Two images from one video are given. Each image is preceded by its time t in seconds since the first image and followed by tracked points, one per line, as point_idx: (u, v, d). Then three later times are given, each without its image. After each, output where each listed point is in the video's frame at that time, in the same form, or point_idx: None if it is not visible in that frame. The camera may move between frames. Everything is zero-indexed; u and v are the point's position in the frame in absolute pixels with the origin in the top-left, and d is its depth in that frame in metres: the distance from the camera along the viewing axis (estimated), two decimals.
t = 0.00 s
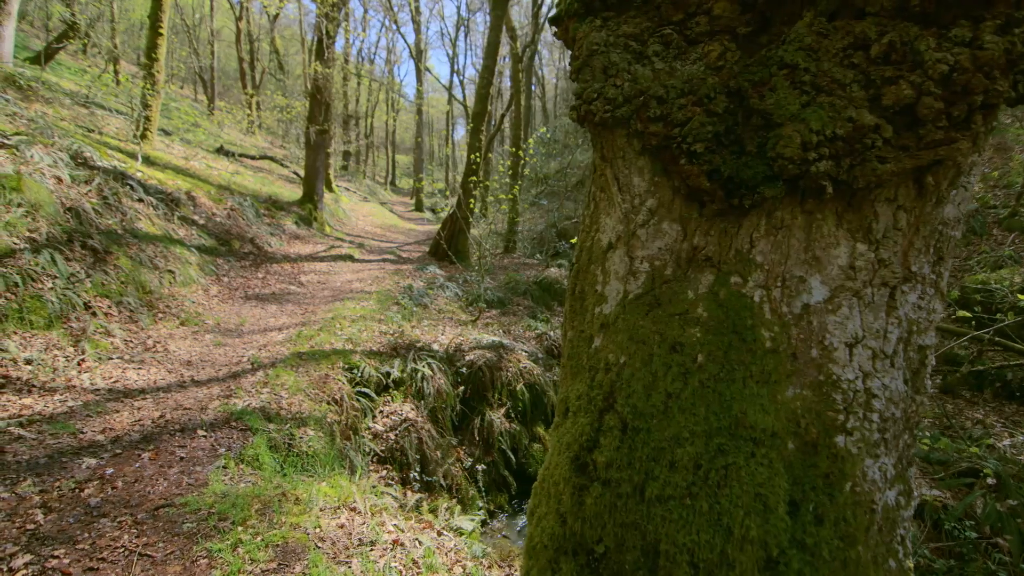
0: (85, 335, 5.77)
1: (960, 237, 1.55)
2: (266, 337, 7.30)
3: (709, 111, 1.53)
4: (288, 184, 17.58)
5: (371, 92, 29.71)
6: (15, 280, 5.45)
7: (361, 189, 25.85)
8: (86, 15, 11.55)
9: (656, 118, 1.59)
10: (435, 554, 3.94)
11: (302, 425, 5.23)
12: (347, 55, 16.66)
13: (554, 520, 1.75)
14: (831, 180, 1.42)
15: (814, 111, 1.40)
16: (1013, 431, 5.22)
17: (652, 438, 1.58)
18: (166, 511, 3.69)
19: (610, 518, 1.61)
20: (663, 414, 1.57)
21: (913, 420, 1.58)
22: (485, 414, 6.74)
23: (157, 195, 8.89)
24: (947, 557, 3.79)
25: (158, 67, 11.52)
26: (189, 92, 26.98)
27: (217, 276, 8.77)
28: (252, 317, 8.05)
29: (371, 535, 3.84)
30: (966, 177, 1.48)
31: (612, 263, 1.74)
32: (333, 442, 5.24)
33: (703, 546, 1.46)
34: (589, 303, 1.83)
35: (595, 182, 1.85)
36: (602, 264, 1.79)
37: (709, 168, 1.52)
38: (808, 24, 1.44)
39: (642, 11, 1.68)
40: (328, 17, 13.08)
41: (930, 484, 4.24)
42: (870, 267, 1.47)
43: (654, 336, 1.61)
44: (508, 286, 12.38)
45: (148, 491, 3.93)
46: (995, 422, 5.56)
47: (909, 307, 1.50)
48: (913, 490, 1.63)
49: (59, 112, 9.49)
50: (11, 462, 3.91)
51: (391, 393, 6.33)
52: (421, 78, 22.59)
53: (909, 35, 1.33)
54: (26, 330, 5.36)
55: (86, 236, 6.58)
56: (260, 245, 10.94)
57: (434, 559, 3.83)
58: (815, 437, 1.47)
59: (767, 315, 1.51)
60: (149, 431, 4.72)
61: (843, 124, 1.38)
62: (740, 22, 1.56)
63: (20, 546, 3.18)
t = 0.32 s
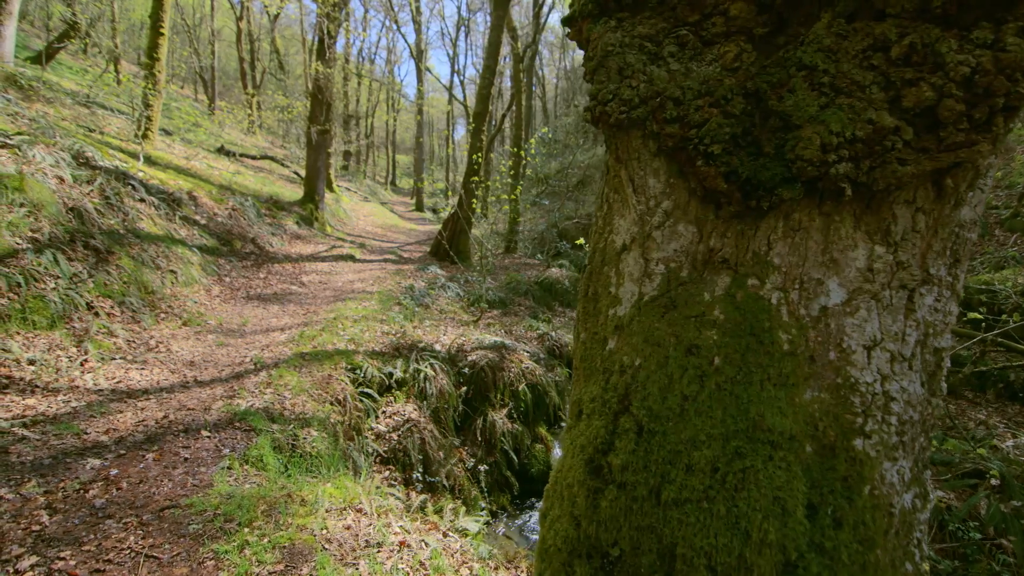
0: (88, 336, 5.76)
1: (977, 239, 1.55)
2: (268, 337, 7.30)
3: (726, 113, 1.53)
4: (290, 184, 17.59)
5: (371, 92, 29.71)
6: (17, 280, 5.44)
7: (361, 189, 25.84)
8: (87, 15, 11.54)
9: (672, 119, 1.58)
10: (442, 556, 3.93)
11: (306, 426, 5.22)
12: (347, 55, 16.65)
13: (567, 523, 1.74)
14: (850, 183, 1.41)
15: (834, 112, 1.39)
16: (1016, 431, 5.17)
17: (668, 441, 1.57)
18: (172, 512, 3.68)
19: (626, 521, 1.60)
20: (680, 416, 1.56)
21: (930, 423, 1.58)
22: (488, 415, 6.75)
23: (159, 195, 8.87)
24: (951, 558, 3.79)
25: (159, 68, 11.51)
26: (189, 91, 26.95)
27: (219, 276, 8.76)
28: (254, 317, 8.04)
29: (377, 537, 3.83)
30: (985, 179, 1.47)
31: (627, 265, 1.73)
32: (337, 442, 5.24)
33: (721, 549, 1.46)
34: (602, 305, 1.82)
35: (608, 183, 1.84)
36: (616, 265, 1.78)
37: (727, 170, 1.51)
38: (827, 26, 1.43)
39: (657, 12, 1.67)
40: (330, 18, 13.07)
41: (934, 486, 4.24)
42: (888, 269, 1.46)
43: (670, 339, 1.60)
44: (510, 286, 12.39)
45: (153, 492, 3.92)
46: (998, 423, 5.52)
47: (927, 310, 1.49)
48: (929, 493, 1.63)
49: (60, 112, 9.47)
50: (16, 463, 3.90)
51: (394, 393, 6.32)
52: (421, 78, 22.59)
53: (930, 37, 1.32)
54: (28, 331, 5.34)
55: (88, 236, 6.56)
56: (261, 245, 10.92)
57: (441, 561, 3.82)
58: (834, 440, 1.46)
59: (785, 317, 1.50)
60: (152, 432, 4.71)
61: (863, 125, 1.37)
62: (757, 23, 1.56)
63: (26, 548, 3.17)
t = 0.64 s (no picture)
0: (90, 336, 5.75)
1: (994, 241, 1.54)
2: (271, 337, 7.29)
3: (745, 114, 1.52)
4: (291, 184, 17.58)
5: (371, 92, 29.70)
6: (20, 280, 5.43)
7: (362, 189, 25.83)
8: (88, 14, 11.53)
9: (690, 121, 1.58)
10: (449, 557, 3.91)
11: (310, 426, 5.21)
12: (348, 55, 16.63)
13: (582, 526, 1.73)
14: (871, 185, 1.40)
15: (854, 114, 1.39)
16: (1019, 433, 5.08)
17: (686, 444, 1.56)
18: (178, 514, 3.67)
19: (643, 525, 1.59)
20: (697, 419, 1.55)
21: (949, 426, 1.57)
22: (490, 415, 6.74)
23: (161, 195, 8.86)
24: (956, 559, 3.78)
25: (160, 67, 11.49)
26: (189, 91, 26.97)
27: (221, 276, 8.75)
28: (257, 317, 8.04)
29: (385, 539, 3.81)
30: (1004, 182, 1.47)
31: (642, 267, 1.72)
32: (340, 443, 5.22)
33: (740, 554, 1.45)
34: (617, 307, 1.81)
35: (622, 185, 1.83)
36: (630, 267, 1.77)
37: (746, 172, 1.50)
38: (847, 28, 1.43)
39: (674, 12, 1.66)
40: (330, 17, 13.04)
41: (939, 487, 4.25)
42: (908, 272, 1.45)
43: (687, 341, 1.60)
44: (511, 286, 12.39)
45: (158, 493, 3.91)
46: (1000, 423, 5.43)
47: (946, 312, 1.49)
48: (946, 496, 1.62)
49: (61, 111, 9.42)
50: (20, 464, 3.88)
51: (396, 394, 6.31)
52: (422, 78, 22.58)
53: (952, 38, 1.32)
54: (31, 331, 5.32)
55: (90, 236, 6.56)
56: (263, 245, 10.91)
57: (448, 563, 3.81)
58: (852, 443, 1.46)
59: (804, 320, 1.49)
60: (156, 433, 4.69)
61: (884, 127, 1.37)
62: (775, 24, 1.55)
63: (32, 550, 3.16)
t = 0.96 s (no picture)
0: (94, 336, 5.74)
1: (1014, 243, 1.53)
2: (274, 337, 7.28)
3: (764, 116, 1.52)
4: (291, 184, 17.57)
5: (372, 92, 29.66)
6: (24, 280, 5.41)
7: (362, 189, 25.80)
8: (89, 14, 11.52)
9: (708, 122, 1.57)
10: (457, 559, 3.91)
11: (314, 427, 5.20)
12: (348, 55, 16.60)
13: (598, 529, 1.73)
14: (892, 187, 1.40)
15: (877, 116, 1.38)
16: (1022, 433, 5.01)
17: (705, 447, 1.55)
18: (184, 515, 3.66)
19: (661, 528, 1.58)
20: (716, 422, 1.54)
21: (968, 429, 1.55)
22: (493, 416, 6.73)
23: (163, 195, 8.84)
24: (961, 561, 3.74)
25: (162, 67, 11.48)
26: (190, 91, 26.96)
27: (222, 276, 8.73)
28: (259, 317, 8.03)
29: (392, 540, 3.81)
30: None
31: (658, 269, 1.72)
32: (345, 444, 5.21)
33: (759, 557, 1.44)
34: (632, 310, 1.80)
35: (638, 186, 1.82)
36: (646, 269, 1.76)
37: (766, 173, 1.49)
38: (868, 29, 1.42)
39: (691, 13, 1.65)
40: (332, 17, 13.02)
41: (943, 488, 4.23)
42: (928, 274, 1.44)
43: (705, 344, 1.59)
44: (513, 286, 12.38)
45: (164, 494, 3.90)
46: (1003, 424, 5.34)
47: (967, 315, 1.47)
48: (965, 499, 1.60)
49: (63, 111, 9.39)
50: (26, 465, 3.88)
51: (399, 394, 6.31)
52: (422, 78, 22.55)
53: (976, 40, 1.31)
54: (35, 331, 5.31)
55: (92, 236, 6.54)
56: (264, 245, 10.90)
57: (455, 564, 3.81)
58: (872, 447, 1.45)
59: (824, 323, 1.48)
60: (161, 434, 4.68)
61: (906, 130, 1.36)
62: (794, 26, 1.54)
63: (39, 551, 3.15)
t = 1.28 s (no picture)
0: (97, 336, 5.72)
1: None
2: (277, 337, 7.27)
3: (785, 117, 1.51)
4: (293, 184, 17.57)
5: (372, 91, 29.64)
6: (27, 280, 5.40)
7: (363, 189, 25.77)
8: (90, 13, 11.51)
9: (727, 124, 1.56)
10: (464, 560, 3.90)
11: (318, 428, 5.18)
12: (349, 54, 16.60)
13: (614, 533, 1.72)
14: (915, 189, 1.39)
15: (899, 117, 1.37)
16: None
17: (723, 451, 1.54)
18: (191, 516, 3.65)
19: (680, 532, 1.57)
20: (735, 425, 1.54)
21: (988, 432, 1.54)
22: (496, 416, 6.72)
23: (165, 195, 8.83)
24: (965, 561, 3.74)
25: (163, 67, 11.46)
26: (191, 91, 26.96)
27: (225, 276, 8.71)
28: (262, 317, 8.02)
29: (400, 542, 3.80)
30: None
31: (675, 271, 1.71)
32: (348, 444, 5.19)
33: (780, 562, 1.43)
34: (648, 311, 1.79)
35: (654, 187, 1.81)
36: (662, 271, 1.75)
37: (787, 175, 1.48)
38: (890, 30, 1.41)
39: (709, 14, 1.64)
40: (334, 17, 13.01)
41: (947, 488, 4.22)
42: (950, 276, 1.43)
43: (724, 346, 1.58)
44: (514, 286, 12.38)
45: (170, 495, 3.88)
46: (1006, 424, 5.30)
47: (989, 317, 1.46)
48: (984, 502, 1.59)
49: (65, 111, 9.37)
50: (30, 466, 3.86)
51: (402, 395, 6.30)
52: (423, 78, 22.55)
53: (1001, 41, 1.30)
54: (38, 332, 5.29)
55: (95, 236, 6.54)
56: (266, 245, 10.89)
57: (463, 565, 3.80)
58: (894, 450, 1.44)
59: (844, 326, 1.47)
60: (165, 434, 4.67)
61: (929, 131, 1.36)
62: (814, 26, 1.53)
63: (46, 553, 3.14)
